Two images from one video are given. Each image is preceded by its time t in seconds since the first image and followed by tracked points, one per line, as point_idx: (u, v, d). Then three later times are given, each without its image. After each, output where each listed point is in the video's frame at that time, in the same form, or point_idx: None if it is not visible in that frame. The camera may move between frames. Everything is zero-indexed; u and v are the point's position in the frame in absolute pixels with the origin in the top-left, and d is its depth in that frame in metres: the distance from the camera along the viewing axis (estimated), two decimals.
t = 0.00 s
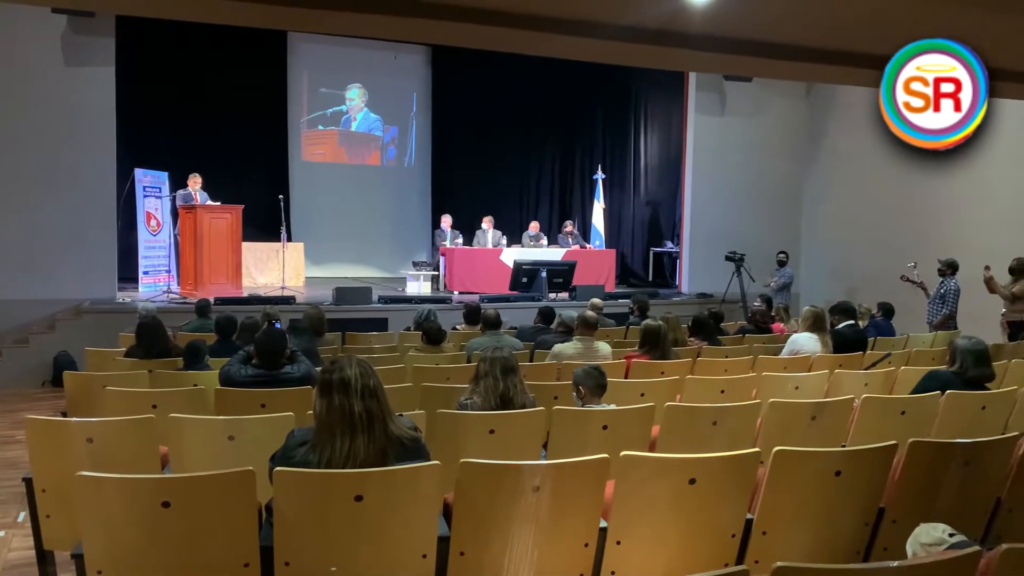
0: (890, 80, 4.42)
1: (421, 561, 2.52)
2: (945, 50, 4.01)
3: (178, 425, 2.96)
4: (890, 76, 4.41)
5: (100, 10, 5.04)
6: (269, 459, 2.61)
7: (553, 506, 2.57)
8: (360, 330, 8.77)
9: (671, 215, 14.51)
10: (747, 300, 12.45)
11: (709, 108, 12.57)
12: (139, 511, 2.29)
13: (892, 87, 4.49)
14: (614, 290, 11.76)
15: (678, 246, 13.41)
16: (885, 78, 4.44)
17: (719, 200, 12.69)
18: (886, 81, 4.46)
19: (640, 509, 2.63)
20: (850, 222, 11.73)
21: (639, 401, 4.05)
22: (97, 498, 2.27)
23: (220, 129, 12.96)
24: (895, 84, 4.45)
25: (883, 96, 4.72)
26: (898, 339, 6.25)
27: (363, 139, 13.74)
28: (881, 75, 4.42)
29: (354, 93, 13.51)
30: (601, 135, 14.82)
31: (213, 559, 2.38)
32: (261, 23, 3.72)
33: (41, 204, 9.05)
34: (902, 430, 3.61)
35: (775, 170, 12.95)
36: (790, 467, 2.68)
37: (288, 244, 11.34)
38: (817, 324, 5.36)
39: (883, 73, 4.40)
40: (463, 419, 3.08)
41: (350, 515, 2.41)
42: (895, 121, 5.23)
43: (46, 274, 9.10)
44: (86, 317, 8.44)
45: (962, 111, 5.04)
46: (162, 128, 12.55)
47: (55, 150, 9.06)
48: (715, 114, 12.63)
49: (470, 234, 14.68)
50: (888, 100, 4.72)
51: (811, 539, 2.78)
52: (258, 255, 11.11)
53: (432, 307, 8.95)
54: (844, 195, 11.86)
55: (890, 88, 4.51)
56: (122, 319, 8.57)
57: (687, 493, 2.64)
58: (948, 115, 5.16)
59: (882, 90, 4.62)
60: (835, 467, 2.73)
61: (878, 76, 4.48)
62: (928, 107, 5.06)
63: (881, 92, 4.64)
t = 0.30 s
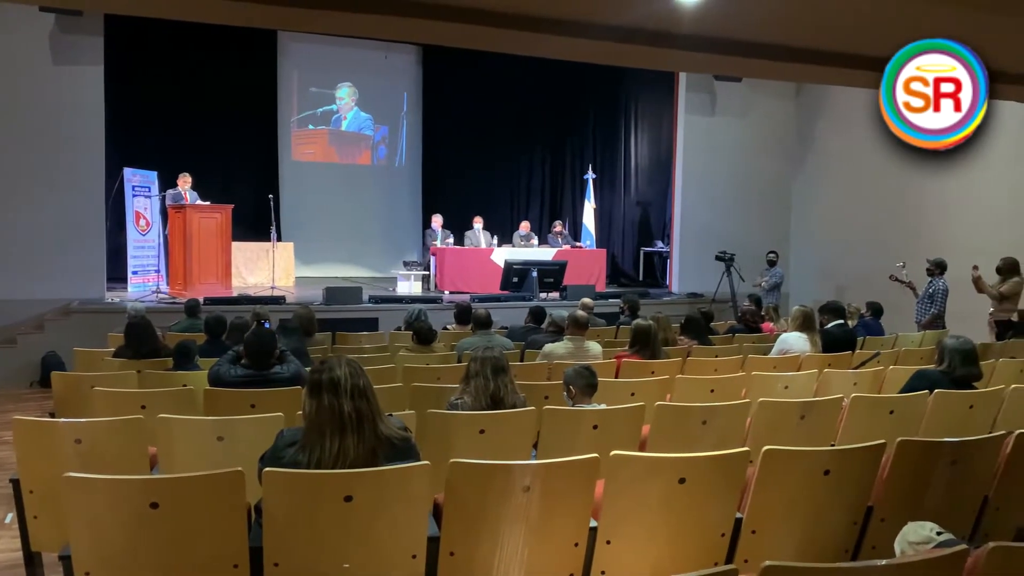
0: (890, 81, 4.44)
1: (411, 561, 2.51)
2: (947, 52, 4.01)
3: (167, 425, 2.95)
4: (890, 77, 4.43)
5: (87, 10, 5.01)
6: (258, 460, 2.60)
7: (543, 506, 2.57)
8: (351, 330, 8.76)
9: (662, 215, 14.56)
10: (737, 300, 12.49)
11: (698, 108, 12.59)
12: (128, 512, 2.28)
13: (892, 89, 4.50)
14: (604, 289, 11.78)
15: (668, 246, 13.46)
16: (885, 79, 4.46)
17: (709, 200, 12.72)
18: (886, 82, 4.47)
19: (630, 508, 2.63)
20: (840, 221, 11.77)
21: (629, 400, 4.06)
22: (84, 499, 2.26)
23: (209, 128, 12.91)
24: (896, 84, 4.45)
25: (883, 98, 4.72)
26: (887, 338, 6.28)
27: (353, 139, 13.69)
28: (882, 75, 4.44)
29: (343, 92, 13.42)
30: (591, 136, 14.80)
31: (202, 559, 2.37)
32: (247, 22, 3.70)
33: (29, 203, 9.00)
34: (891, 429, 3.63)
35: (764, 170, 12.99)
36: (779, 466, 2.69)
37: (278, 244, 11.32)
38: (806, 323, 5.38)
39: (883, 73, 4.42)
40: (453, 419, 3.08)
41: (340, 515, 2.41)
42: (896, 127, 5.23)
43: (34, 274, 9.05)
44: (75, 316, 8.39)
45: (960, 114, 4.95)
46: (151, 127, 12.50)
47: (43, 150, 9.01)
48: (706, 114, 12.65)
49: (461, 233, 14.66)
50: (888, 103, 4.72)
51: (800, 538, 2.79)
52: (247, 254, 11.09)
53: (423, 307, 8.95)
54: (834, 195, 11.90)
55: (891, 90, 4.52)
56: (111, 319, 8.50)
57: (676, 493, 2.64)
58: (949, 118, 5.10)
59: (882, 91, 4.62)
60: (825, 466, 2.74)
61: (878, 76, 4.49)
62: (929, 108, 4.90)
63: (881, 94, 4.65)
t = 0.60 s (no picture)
0: (890, 81, 4.44)
1: (401, 561, 2.51)
2: (948, 52, 4.01)
3: (156, 426, 2.94)
4: (889, 77, 4.44)
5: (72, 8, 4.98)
6: (247, 460, 2.59)
7: (533, 505, 2.57)
8: (341, 330, 8.75)
9: (652, 215, 14.45)
10: (727, 299, 12.51)
11: (689, 108, 12.61)
12: (116, 513, 2.27)
13: (892, 88, 4.50)
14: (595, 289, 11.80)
15: (658, 246, 13.50)
16: (885, 78, 4.46)
17: (699, 199, 12.75)
18: (886, 82, 4.47)
19: (620, 507, 2.63)
20: (830, 220, 11.81)
21: (620, 400, 4.06)
22: (72, 500, 2.25)
23: (199, 127, 12.86)
24: (895, 84, 4.46)
25: (883, 98, 4.72)
26: (876, 337, 6.31)
27: (343, 137, 13.70)
28: (882, 75, 4.44)
29: (334, 91, 13.38)
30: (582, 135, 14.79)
31: (191, 560, 2.36)
32: (235, 20, 3.69)
33: (17, 203, 8.95)
34: (880, 428, 3.65)
35: (754, 170, 13.02)
36: (769, 464, 2.70)
37: (268, 244, 11.30)
38: (796, 322, 5.40)
39: (883, 73, 4.42)
40: (444, 418, 3.08)
41: (329, 515, 2.40)
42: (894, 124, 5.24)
43: (22, 274, 9.00)
44: (65, 316, 8.37)
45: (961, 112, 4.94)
46: (140, 127, 12.46)
47: (31, 148, 8.96)
48: (696, 114, 12.68)
49: (451, 233, 14.63)
50: (888, 102, 4.72)
51: (790, 536, 2.80)
52: (237, 254, 11.09)
53: (413, 307, 8.93)
54: (823, 194, 11.94)
55: (891, 89, 4.52)
56: (100, 319, 8.48)
57: (665, 491, 2.65)
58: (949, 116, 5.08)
59: (882, 90, 4.63)
60: (813, 465, 2.75)
61: (878, 76, 4.49)
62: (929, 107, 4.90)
63: (881, 94, 4.65)
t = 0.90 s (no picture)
0: (890, 81, 4.41)
1: (391, 561, 2.51)
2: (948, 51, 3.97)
3: (144, 425, 2.93)
4: (890, 77, 4.43)
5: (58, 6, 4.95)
6: (236, 459, 2.58)
7: (523, 505, 2.57)
8: (331, 329, 8.74)
9: (642, 214, 14.70)
10: (717, 298, 12.55)
11: (679, 107, 12.65)
12: (103, 513, 2.26)
13: (892, 89, 4.47)
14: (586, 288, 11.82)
15: (648, 245, 13.53)
16: (886, 77, 4.44)
17: (688, 198, 12.78)
18: (886, 82, 4.45)
19: (610, 505, 2.63)
20: (819, 219, 11.87)
21: (610, 398, 4.08)
22: (59, 501, 2.24)
23: (189, 126, 12.81)
24: (896, 85, 4.43)
25: (883, 99, 4.70)
26: (864, 335, 6.35)
27: (333, 136, 13.67)
28: (882, 75, 4.43)
29: (324, 90, 13.38)
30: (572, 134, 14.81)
31: (180, 560, 2.35)
32: (221, 18, 3.67)
33: (4, 202, 8.89)
34: (870, 426, 3.67)
35: (744, 169, 13.06)
36: (758, 462, 2.71)
37: (258, 243, 11.29)
38: (785, 321, 5.43)
39: (884, 72, 4.41)
40: (434, 417, 3.07)
41: (319, 515, 2.40)
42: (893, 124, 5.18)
43: (10, 274, 8.95)
44: (52, 316, 8.29)
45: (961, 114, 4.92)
46: (130, 125, 12.39)
47: (18, 147, 8.91)
48: (686, 114, 12.71)
49: (442, 232, 14.62)
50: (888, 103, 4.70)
51: (779, 533, 2.81)
52: (226, 253, 11.07)
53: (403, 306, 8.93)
54: (812, 193, 12.00)
55: (891, 90, 4.49)
56: (88, 318, 8.37)
57: (655, 490, 2.65)
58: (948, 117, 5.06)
59: (882, 91, 4.60)
60: (802, 463, 2.76)
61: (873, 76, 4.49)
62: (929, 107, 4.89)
63: (881, 94, 4.63)
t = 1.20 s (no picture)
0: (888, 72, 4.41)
1: (380, 561, 2.50)
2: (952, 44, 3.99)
3: (132, 425, 2.92)
4: (886, 76, 4.49)
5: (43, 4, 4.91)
6: (225, 459, 2.57)
7: (512, 504, 2.57)
8: (321, 328, 8.72)
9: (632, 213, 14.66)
10: (706, 297, 12.58)
11: (669, 106, 12.65)
12: (90, 513, 2.25)
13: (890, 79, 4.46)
14: (576, 287, 11.82)
15: (638, 244, 13.60)
16: (882, 76, 4.48)
17: (678, 198, 12.80)
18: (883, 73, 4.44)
19: (599, 504, 2.64)
20: (807, 218, 11.92)
21: (599, 397, 4.08)
22: (48, 501, 2.23)
23: (178, 124, 12.74)
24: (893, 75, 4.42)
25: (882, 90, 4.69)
26: (853, 335, 6.38)
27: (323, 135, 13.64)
28: (877, 75, 4.47)
29: (313, 88, 13.36)
30: (562, 133, 14.79)
31: (167, 560, 2.34)
32: (206, 16, 3.65)
33: None
34: (857, 425, 3.69)
35: (733, 169, 13.08)
36: (746, 460, 2.72)
37: (247, 243, 11.29)
38: (773, 320, 5.46)
39: (879, 73, 4.45)
40: (423, 417, 3.07)
41: (307, 515, 2.39)
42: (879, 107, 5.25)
43: None
44: (39, 316, 8.27)
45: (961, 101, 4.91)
46: (118, 123, 12.32)
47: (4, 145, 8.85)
48: (675, 113, 12.72)
49: (432, 230, 14.59)
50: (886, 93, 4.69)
51: (767, 531, 2.82)
52: (215, 253, 11.06)
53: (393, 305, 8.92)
54: (801, 192, 12.06)
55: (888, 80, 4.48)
56: (75, 318, 8.35)
57: (644, 489, 2.66)
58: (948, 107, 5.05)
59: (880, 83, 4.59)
60: (791, 462, 2.78)
61: (866, 75, 4.49)
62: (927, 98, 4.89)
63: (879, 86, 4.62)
